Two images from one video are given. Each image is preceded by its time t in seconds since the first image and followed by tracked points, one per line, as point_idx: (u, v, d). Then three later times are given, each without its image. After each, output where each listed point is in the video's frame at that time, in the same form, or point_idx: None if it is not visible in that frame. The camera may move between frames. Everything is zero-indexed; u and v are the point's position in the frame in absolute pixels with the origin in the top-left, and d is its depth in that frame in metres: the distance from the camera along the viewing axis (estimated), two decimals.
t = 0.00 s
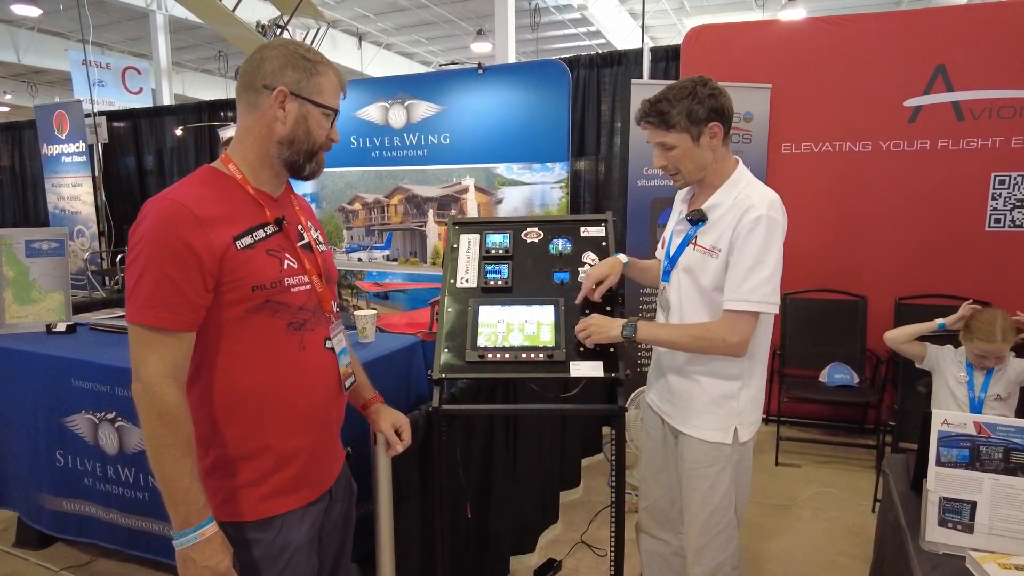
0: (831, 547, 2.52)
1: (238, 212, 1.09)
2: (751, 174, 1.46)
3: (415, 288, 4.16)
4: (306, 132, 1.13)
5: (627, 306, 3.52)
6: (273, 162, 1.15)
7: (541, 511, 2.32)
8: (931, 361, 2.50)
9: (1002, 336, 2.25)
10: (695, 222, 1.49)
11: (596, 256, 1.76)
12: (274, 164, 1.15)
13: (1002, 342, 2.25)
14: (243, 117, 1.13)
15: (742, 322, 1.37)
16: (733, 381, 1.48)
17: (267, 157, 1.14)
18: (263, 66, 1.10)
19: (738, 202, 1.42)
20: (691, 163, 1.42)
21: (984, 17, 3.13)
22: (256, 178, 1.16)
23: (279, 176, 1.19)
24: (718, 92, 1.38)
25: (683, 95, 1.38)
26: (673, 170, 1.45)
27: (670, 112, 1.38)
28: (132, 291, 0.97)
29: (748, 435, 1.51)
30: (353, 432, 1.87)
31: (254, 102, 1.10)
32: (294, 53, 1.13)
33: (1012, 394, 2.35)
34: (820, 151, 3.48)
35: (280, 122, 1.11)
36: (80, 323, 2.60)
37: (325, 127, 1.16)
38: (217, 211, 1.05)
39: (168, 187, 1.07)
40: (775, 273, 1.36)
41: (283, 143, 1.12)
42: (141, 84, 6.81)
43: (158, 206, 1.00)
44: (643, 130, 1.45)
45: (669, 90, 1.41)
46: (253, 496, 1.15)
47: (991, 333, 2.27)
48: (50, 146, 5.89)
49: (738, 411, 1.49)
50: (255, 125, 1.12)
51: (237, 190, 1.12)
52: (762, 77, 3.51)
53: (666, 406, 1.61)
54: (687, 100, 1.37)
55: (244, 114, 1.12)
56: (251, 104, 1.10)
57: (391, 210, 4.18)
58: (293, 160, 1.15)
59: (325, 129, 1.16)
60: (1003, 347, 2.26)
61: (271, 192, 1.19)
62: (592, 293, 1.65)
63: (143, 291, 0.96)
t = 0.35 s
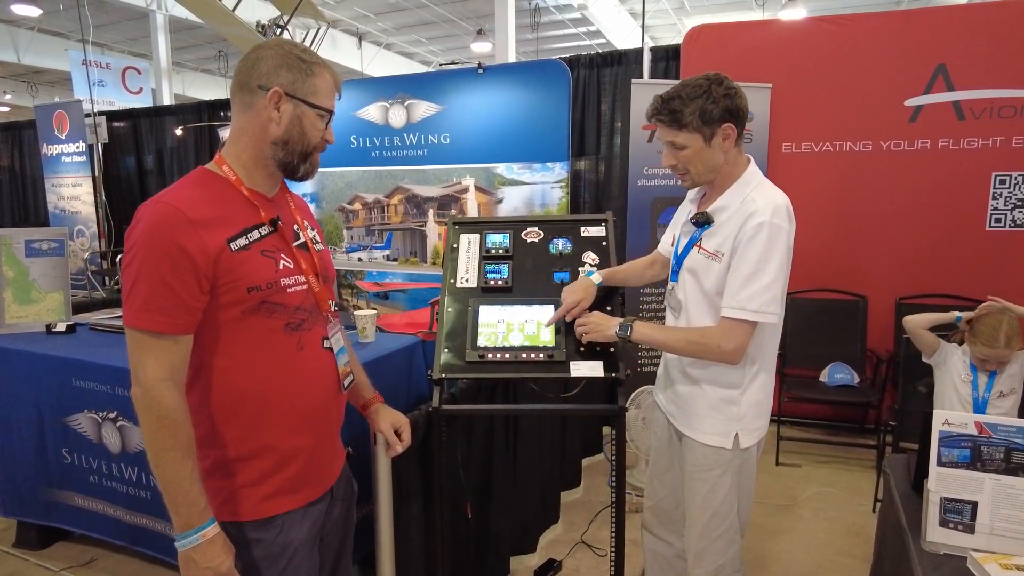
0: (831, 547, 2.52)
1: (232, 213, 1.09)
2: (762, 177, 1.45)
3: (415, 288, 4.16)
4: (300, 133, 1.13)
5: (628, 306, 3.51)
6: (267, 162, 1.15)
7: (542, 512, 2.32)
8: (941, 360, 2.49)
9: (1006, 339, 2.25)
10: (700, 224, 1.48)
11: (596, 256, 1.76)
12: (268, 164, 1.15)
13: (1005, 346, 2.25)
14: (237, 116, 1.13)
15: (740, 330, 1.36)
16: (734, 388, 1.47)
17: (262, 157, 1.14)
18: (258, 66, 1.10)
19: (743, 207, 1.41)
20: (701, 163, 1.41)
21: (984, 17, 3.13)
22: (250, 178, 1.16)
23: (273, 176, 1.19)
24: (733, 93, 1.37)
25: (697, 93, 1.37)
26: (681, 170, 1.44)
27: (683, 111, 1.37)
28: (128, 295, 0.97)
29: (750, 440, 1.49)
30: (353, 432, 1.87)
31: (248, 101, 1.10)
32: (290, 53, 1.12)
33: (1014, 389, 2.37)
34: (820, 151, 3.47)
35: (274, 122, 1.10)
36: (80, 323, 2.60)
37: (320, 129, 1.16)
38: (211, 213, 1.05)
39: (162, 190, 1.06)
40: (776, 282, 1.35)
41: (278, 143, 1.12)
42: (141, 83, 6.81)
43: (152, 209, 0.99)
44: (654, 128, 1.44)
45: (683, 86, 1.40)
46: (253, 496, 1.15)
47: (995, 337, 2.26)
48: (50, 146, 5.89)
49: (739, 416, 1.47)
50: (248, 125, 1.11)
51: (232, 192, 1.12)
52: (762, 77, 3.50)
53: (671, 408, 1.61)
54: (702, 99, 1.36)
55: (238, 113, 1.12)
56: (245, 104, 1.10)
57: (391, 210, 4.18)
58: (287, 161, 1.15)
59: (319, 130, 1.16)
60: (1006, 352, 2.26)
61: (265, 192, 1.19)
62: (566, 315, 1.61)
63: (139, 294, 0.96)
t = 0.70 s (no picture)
0: (831, 547, 2.52)
1: (231, 215, 1.09)
2: (764, 179, 1.45)
3: (415, 288, 4.15)
4: (303, 137, 1.13)
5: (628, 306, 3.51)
6: (268, 165, 1.15)
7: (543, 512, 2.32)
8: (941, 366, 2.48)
9: (1010, 346, 2.24)
10: (700, 224, 1.48)
11: (596, 257, 1.76)
12: (269, 166, 1.15)
13: (1008, 353, 2.24)
14: (240, 118, 1.13)
15: (737, 331, 1.36)
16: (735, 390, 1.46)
17: (263, 159, 1.14)
18: (263, 68, 1.10)
19: (744, 209, 1.41)
20: (702, 163, 1.41)
21: (985, 17, 3.13)
22: (250, 180, 1.16)
23: (274, 178, 1.19)
24: (736, 93, 1.36)
25: (700, 92, 1.36)
26: (682, 169, 1.44)
27: (685, 110, 1.37)
28: (127, 296, 0.97)
29: (750, 443, 1.49)
30: (354, 433, 1.86)
31: (252, 104, 1.09)
32: (295, 57, 1.12)
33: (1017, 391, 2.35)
34: (820, 151, 3.47)
35: (277, 126, 1.10)
36: (80, 323, 2.60)
37: (323, 133, 1.16)
38: (210, 214, 1.05)
39: (162, 191, 1.06)
40: (774, 285, 1.35)
41: (280, 146, 1.12)
42: (142, 83, 6.79)
43: (152, 210, 0.99)
44: (656, 126, 1.44)
45: (686, 85, 1.40)
46: (251, 497, 1.15)
47: (999, 342, 2.25)
48: (51, 146, 5.89)
49: (740, 419, 1.47)
50: (251, 127, 1.11)
51: (231, 193, 1.12)
52: (763, 77, 3.50)
53: (672, 410, 1.61)
54: (705, 99, 1.35)
55: (241, 115, 1.12)
56: (249, 106, 1.10)
57: (391, 210, 4.18)
58: (288, 164, 1.15)
59: (322, 135, 1.16)
60: (1009, 358, 2.25)
61: (265, 194, 1.19)
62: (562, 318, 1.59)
63: (138, 295, 0.96)
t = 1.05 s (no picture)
0: (832, 548, 2.52)
1: (232, 215, 1.09)
2: (764, 179, 1.45)
3: (416, 288, 4.15)
4: (305, 139, 1.13)
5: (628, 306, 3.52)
6: (271, 167, 1.15)
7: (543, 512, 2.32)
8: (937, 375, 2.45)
9: (1008, 335, 2.24)
10: (699, 225, 1.48)
11: (596, 257, 1.76)
12: (271, 168, 1.15)
13: (1008, 343, 2.24)
14: (243, 119, 1.13)
15: (738, 332, 1.36)
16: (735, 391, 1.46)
17: (265, 161, 1.14)
18: (266, 70, 1.10)
19: (745, 210, 1.40)
20: (701, 163, 1.41)
21: (986, 17, 3.13)
22: (252, 181, 1.16)
23: (276, 180, 1.18)
24: (736, 93, 1.36)
25: (700, 92, 1.36)
26: (681, 169, 1.44)
27: (685, 109, 1.37)
28: (128, 295, 0.97)
29: (750, 443, 1.49)
30: (354, 433, 1.86)
31: (255, 105, 1.10)
32: (299, 59, 1.13)
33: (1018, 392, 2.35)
34: (821, 151, 3.47)
35: (280, 128, 1.10)
36: (81, 323, 2.60)
37: (325, 135, 1.16)
38: (212, 214, 1.05)
39: (164, 191, 1.07)
40: (774, 286, 1.35)
41: (282, 148, 1.12)
42: (143, 84, 6.71)
43: (153, 210, 0.99)
44: (656, 125, 1.43)
45: (686, 84, 1.40)
46: (249, 497, 1.15)
47: (997, 333, 2.26)
48: (52, 147, 5.90)
49: (740, 419, 1.47)
50: (254, 128, 1.11)
51: (233, 193, 1.12)
52: (763, 77, 3.50)
53: (671, 411, 1.61)
54: (705, 98, 1.35)
55: (243, 116, 1.12)
56: (252, 107, 1.10)
57: (392, 210, 4.18)
58: (291, 166, 1.15)
59: (324, 137, 1.16)
60: (1010, 348, 2.25)
61: (267, 195, 1.19)
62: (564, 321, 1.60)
63: (139, 294, 0.96)
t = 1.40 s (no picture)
0: (834, 549, 2.52)
1: (235, 215, 1.09)
2: (766, 179, 1.44)
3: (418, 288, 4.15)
4: (307, 138, 1.13)
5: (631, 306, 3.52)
6: (273, 167, 1.15)
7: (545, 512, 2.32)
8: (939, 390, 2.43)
9: (1005, 339, 2.25)
10: (701, 225, 1.48)
11: (599, 257, 1.76)
12: (274, 168, 1.15)
13: (1006, 346, 2.25)
14: (244, 120, 1.13)
15: (742, 331, 1.36)
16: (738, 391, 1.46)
17: (267, 161, 1.14)
18: (267, 70, 1.10)
19: (747, 210, 1.40)
20: (704, 162, 1.41)
21: (989, 17, 3.12)
22: (255, 181, 1.16)
23: (278, 181, 1.19)
24: (739, 92, 1.36)
25: (703, 91, 1.36)
26: (684, 168, 1.44)
27: (688, 108, 1.37)
28: (130, 295, 0.97)
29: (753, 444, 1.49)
30: (356, 434, 1.86)
31: (256, 106, 1.10)
32: (299, 59, 1.13)
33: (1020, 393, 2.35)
34: (823, 151, 3.47)
35: (282, 127, 1.10)
36: (83, 324, 2.60)
37: (327, 135, 1.16)
38: (214, 214, 1.05)
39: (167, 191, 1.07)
40: (777, 285, 1.35)
41: (284, 148, 1.12)
42: (146, 84, 6.80)
43: (156, 210, 1.00)
44: (659, 125, 1.43)
45: (689, 84, 1.39)
46: (251, 497, 1.15)
47: (994, 339, 2.26)
48: (55, 147, 5.91)
49: (742, 420, 1.47)
50: (256, 128, 1.11)
51: (236, 194, 1.12)
52: (766, 77, 3.49)
53: (673, 412, 1.61)
54: (708, 98, 1.35)
55: (245, 117, 1.12)
56: (254, 108, 1.10)
57: (394, 211, 4.18)
58: (292, 166, 1.15)
59: (326, 137, 1.16)
60: (1008, 352, 2.25)
61: (269, 196, 1.19)
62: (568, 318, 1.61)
63: (141, 293, 0.96)
